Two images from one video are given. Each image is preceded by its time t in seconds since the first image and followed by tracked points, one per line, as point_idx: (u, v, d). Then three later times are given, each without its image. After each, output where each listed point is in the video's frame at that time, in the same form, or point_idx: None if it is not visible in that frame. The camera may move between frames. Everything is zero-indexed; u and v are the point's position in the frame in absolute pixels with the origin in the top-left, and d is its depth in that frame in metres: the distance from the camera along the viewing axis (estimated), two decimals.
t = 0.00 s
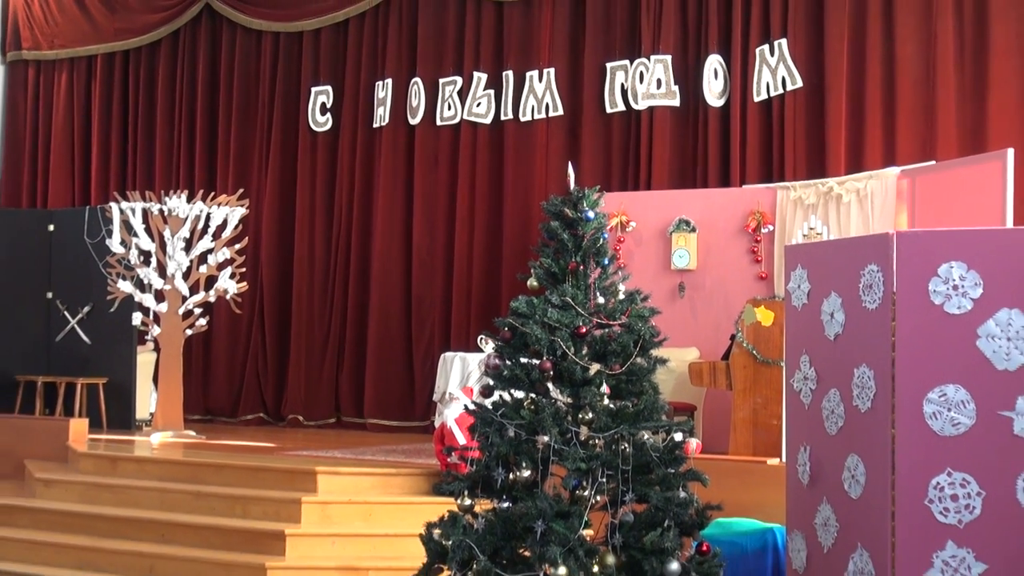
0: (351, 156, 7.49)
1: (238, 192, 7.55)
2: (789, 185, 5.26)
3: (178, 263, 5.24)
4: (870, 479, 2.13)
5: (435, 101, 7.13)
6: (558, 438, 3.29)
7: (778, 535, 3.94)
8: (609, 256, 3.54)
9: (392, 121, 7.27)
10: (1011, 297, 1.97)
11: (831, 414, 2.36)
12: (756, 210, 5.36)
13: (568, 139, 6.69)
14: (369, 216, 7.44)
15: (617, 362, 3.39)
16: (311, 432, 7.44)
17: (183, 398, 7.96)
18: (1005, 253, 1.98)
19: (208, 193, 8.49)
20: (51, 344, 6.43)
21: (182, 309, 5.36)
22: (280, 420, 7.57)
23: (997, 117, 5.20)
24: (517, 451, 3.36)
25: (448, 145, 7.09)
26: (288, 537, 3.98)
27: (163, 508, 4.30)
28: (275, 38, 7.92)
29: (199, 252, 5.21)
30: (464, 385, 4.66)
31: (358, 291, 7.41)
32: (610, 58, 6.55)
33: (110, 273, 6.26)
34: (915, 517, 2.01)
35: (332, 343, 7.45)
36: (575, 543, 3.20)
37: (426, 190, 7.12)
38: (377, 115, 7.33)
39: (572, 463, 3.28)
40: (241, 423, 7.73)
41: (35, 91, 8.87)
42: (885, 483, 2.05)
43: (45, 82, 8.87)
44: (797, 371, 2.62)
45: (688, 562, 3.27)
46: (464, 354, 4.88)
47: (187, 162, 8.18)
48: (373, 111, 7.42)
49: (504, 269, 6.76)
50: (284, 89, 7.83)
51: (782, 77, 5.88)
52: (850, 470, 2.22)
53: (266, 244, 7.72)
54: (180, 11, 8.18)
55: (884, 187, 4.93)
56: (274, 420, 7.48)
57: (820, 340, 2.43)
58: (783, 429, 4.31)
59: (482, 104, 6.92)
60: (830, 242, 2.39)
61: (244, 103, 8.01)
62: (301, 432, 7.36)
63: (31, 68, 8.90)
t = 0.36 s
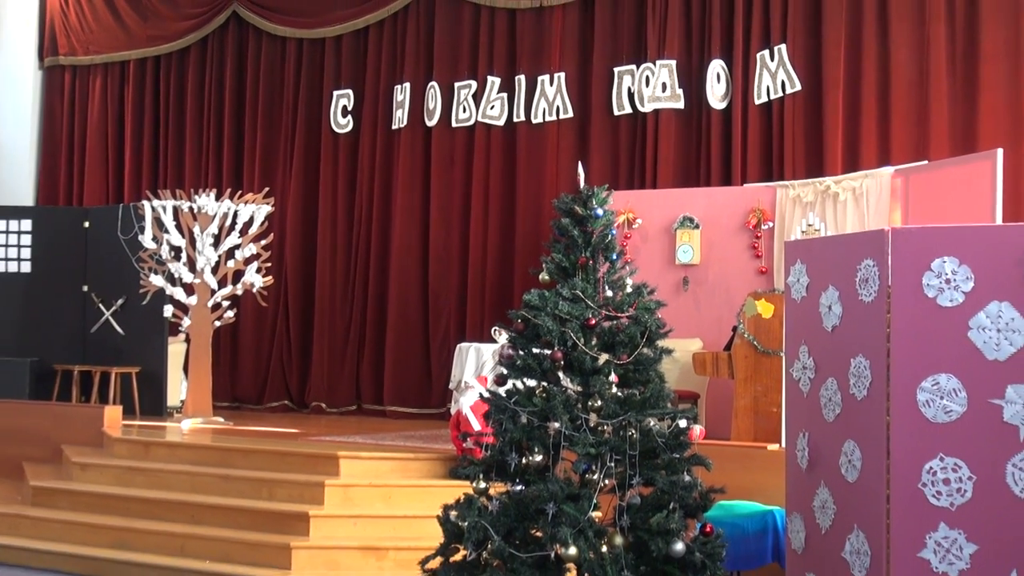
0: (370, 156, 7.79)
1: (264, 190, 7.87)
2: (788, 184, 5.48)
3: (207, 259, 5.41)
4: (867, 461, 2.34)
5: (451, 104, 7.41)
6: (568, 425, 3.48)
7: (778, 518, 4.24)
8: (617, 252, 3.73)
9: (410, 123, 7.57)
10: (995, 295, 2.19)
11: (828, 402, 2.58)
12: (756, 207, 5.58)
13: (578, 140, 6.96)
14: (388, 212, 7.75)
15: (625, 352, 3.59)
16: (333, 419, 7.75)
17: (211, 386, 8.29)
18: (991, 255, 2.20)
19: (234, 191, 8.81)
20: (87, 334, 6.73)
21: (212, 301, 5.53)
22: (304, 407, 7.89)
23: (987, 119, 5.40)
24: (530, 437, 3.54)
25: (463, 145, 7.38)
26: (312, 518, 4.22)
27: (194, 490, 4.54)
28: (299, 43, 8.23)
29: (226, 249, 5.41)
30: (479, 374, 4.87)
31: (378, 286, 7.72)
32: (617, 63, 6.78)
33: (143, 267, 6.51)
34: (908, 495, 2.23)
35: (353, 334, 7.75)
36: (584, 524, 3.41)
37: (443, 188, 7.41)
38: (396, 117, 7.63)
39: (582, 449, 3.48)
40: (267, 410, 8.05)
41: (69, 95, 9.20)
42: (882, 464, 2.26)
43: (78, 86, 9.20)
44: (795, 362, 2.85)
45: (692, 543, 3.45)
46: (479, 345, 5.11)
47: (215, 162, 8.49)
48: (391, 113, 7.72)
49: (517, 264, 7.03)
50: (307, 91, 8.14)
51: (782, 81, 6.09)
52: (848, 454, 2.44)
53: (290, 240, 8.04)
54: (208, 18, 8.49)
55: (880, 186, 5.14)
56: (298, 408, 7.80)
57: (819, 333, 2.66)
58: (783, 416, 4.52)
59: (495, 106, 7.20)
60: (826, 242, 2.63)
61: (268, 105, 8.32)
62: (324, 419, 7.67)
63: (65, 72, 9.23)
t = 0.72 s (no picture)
0: (385, 156, 8.13)
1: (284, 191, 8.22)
2: (783, 182, 5.70)
3: (230, 256, 5.67)
4: (859, 447, 2.42)
5: (462, 107, 7.74)
6: (574, 412, 3.70)
7: (773, 500, 4.46)
8: (620, 248, 3.94)
9: (422, 126, 7.91)
10: (982, 284, 2.23)
11: (825, 390, 2.68)
12: (753, 204, 5.80)
13: (582, 140, 7.25)
14: (401, 210, 8.09)
15: (629, 342, 3.78)
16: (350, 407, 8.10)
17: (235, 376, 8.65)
18: (978, 245, 2.25)
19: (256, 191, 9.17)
20: (115, 326, 6.94)
21: (234, 296, 5.74)
22: (322, 396, 8.24)
23: (973, 119, 5.62)
24: (538, 424, 3.77)
25: (473, 146, 7.71)
26: (330, 502, 4.46)
27: (218, 476, 4.79)
28: (316, 50, 8.57)
29: (248, 246, 5.66)
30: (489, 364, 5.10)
31: (393, 281, 8.06)
32: (620, 67, 7.06)
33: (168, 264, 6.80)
34: (898, 479, 2.30)
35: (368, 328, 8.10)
36: (589, 506, 3.61)
37: (455, 188, 7.74)
38: (409, 120, 7.97)
39: (587, 435, 3.68)
40: (287, 399, 8.40)
41: (98, 101, 9.56)
42: (873, 450, 2.33)
43: (106, 92, 9.56)
44: (797, 351, 2.95)
45: (693, 524, 3.65)
46: (489, 336, 5.35)
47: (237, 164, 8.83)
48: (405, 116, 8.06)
49: (525, 260, 7.34)
50: (325, 95, 8.49)
51: (777, 84, 6.31)
52: (842, 440, 2.53)
53: (308, 238, 8.40)
54: (230, 27, 8.84)
55: (871, 184, 5.36)
56: (316, 396, 8.15)
57: (817, 324, 2.76)
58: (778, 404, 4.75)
59: (504, 109, 7.49)
60: (824, 235, 2.72)
61: (288, 108, 8.68)
62: (341, 408, 8.02)
63: (94, 79, 9.61)
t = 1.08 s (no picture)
0: (394, 158, 8.44)
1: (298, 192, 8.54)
2: (775, 182, 5.95)
3: (248, 253, 5.89)
4: (848, 433, 2.66)
5: (468, 110, 8.03)
6: (575, 401, 3.93)
7: (766, 484, 4.66)
8: (619, 244, 4.17)
9: (430, 130, 8.21)
10: (964, 280, 2.47)
11: (814, 379, 2.92)
12: (745, 203, 6.04)
13: (583, 142, 7.53)
14: (411, 209, 8.39)
15: (627, 334, 4.03)
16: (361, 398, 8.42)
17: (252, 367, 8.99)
18: (960, 245, 2.48)
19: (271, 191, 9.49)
20: (138, 321, 7.20)
21: (251, 291, 5.97)
22: (335, 386, 8.57)
23: (956, 121, 5.84)
24: (541, 412, 3.99)
25: (478, 148, 7.99)
26: (343, 487, 4.71)
27: (237, 462, 5.04)
28: (329, 56, 8.90)
29: (265, 244, 5.88)
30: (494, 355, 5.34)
31: (402, 277, 8.35)
32: (619, 72, 7.35)
33: (189, 259, 7.03)
34: (884, 463, 2.54)
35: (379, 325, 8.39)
36: (590, 491, 3.85)
37: (462, 187, 8.04)
38: (418, 123, 8.26)
39: (588, 423, 3.92)
40: (302, 389, 8.73)
41: (122, 106, 9.89)
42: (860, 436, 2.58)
43: (128, 97, 9.88)
44: (787, 342, 3.19)
45: (690, 508, 3.93)
46: (494, 329, 5.59)
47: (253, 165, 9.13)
48: (413, 118, 8.35)
49: (529, 257, 7.63)
50: (338, 98, 8.82)
51: (769, 88, 6.56)
52: (831, 427, 2.77)
53: (321, 236, 8.72)
54: (247, 35, 9.15)
55: (858, 183, 5.59)
56: (329, 387, 8.47)
57: (807, 317, 2.99)
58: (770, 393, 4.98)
59: (508, 112, 7.77)
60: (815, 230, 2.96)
61: (302, 111, 9.01)
62: (353, 398, 8.34)
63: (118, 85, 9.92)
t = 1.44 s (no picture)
0: (406, 160, 8.81)
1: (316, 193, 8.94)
2: (770, 183, 6.19)
3: (266, 250, 6.13)
4: (841, 423, 2.77)
5: (477, 114, 8.37)
6: (579, 392, 4.15)
7: (760, 472, 4.90)
8: (622, 243, 4.40)
9: (441, 133, 8.57)
10: (951, 277, 2.57)
11: (808, 371, 3.08)
12: (742, 203, 6.31)
13: (586, 145, 7.84)
14: (422, 208, 8.76)
15: (629, 328, 4.25)
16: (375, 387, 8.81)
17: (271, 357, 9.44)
18: (948, 243, 2.58)
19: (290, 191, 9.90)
20: (162, 314, 7.43)
21: (270, 287, 6.21)
22: (349, 376, 8.98)
23: (944, 126, 6.08)
24: (546, 402, 4.22)
25: (487, 150, 8.33)
26: (358, 473, 4.98)
27: (257, 449, 5.35)
28: (345, 62, 9.29)
29: (283, 241, 6.12)
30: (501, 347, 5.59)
31: (414, 273, 8.72)
32: (621, 78, 7.64)
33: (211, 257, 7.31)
34: (875, 451, 2.65)
35: (392, 316, 8.79)
36: (593, 477, 4.11)
37: (471, 189, 8.39)
38: (429, 126, 8.62)
39: (592, 413, 4.14)
40: (319, 379, 9.16)
41: (148, 110, 10.45)
42: (852, 427, 2.68)
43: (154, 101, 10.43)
44: (782, 336, 3.36)
45: (689, 494, 4.15)
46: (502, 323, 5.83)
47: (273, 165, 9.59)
48: (425, 122, 8.71)
49: (535, 254, 7.96)
50: (354, 102, 9.23)
51: (764, 93, 6.83)
52: (824, 417, 2.88)
53: (337, 235, 9.12)
54: (266, 43, 9.58)
55: (849, 184, 5.81)
56: (345, 377, 8.88)
57: (801, 311, 3.15)
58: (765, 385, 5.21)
59: (515, 116, 8.11)
60: (801, 229, 3.12)
61: (320, 115, 9.42)
62: (367, 387, 8.74)
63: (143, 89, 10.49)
